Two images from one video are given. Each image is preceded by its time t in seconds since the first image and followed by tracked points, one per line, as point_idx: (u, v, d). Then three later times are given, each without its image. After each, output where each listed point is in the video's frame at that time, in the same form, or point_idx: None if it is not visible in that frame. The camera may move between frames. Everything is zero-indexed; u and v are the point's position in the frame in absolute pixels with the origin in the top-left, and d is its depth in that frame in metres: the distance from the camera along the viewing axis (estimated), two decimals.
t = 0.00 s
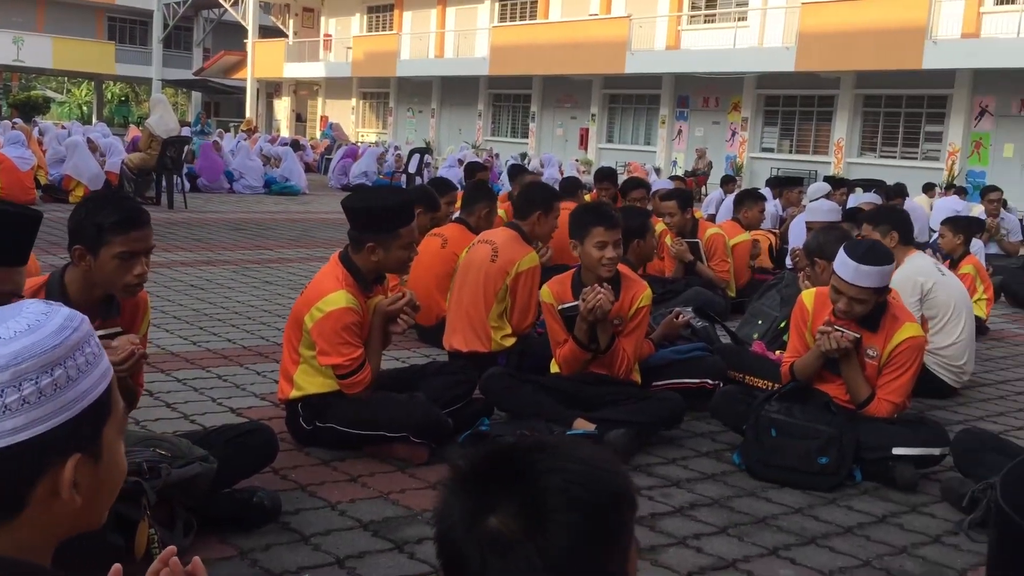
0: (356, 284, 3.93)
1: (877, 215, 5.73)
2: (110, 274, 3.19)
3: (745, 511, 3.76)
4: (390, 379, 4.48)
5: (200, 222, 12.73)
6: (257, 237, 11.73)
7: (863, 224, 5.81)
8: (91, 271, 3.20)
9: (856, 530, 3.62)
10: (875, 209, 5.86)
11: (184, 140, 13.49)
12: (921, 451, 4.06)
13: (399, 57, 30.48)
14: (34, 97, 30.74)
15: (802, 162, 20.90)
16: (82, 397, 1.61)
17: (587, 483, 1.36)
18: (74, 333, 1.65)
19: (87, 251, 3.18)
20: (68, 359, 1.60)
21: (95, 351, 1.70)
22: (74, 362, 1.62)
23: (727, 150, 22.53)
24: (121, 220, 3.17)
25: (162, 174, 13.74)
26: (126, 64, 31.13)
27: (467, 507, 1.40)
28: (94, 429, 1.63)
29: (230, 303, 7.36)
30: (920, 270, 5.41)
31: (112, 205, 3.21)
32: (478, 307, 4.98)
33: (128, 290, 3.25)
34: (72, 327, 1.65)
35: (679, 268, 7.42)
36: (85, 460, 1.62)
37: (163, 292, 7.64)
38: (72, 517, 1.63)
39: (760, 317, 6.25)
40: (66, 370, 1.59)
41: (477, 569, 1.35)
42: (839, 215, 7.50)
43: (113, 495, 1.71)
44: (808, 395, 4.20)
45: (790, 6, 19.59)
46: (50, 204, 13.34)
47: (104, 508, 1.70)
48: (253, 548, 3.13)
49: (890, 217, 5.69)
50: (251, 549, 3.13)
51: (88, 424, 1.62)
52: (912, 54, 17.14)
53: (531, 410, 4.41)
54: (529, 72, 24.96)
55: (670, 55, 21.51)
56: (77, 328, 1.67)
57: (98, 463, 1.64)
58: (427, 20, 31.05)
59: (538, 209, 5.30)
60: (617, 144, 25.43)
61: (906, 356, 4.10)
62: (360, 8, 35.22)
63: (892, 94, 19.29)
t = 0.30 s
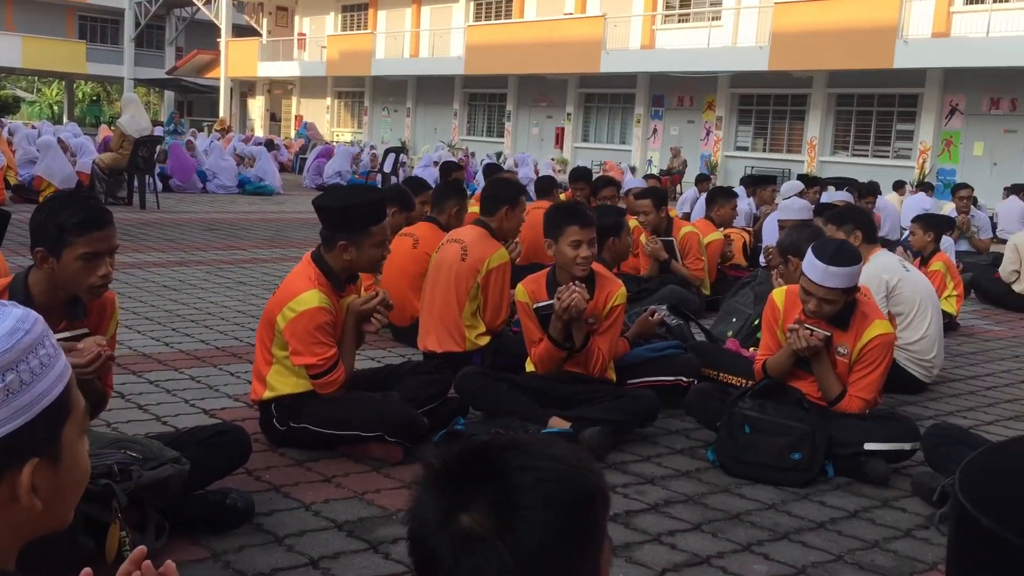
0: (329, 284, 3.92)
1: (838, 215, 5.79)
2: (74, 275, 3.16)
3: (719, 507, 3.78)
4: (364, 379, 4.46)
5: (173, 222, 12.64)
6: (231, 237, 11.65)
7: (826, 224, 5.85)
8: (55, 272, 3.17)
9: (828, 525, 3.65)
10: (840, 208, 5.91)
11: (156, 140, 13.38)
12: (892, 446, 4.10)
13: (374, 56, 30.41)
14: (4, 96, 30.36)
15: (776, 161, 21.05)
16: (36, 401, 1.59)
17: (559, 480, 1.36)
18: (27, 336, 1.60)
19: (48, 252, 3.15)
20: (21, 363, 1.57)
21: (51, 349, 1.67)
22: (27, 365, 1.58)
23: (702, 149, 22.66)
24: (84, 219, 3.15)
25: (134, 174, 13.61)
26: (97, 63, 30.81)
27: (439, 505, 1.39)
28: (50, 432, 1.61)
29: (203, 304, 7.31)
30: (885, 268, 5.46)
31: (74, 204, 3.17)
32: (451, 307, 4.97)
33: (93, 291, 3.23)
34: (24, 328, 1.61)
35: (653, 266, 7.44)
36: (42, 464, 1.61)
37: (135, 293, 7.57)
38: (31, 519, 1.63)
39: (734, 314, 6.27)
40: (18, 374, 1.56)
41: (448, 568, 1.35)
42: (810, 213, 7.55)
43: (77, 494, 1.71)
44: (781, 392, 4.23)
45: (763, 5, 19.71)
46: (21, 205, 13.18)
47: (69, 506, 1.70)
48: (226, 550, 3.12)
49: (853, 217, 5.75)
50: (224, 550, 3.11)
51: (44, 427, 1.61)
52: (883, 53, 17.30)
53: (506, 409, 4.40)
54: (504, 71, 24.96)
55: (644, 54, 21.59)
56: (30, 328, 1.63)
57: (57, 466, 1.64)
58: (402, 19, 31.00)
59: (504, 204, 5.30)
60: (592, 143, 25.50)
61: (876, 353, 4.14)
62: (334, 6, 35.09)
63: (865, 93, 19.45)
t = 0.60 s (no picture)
0: (311, 285, 3.90)
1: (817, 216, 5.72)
2: (55, 276, 3.13)
3: (701, 506, 3.80)
4: (347, 380, 4.46)
5: (154, 222, 12.57)
6: (213, 237, 11.61)
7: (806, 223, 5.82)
8: (35, 273, 3.14)
9: (810, 523, 3.67)
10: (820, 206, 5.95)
11: (137, 139, 13.30)
12: (872, 444, 4.13)
13: (356, 56, 30.34)
14: None
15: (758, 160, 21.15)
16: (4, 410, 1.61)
17: (539, 483, 1.36)
18: None
19: (29, 254, 3.12)
20: None
21: (25, 352, 1.68)
22: None
23: (684, 148, 22.75)
24: (63, 220, 3.12)
25: (114, 174, 13.52)
26: (76, 63, 30.59)
27: (421, 507, 1.39)
28: (17, 440, 1.65)
29: (185, 304, 7.28)
30: (864, 266, 5.52)
31: (54, 205, 3.14)
32: (433, 307, 4.97)
33: (74, 292, 3.20)
34: None
35: (636, 265, 7.47)
36: (9, 474, 1.66)
37: (115, 294, 7.52)
38: None
39: (717, 313, 6.28)
40: None
41: (429, 572, 1.35)
42: (791, 212, 7.56)
43: (53, 496, 1.78)
44: (763, 390, 4.25)
45: (744, 5, 19.79)
46: None
47: (45, 511, 1.78)
48: (209, 553, 3.10)
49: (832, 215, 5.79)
50: (206, 553, 3.10)
51: (12, 435, 1.64)
52: (864, 52, 17.41)
53: (490, 409, 4.40)
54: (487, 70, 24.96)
55: (627, 53, 21.66)
56: None
57: (25, 473, 1.68)
58: (384, 19, 30.94)
59: (481, 202, 5.30)
60: (575, 142, 25.55)
61: (855, 352, 4.16)
62: (316, 5, 34.98)
63: (846, 93, 19.58)
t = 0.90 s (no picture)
0: (296, 284, 3.89)
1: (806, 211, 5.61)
2: (40, 277, 3.11)
3: (687, 504, 3.81)
4: (331, 381, 4.44)
5: (136, 223, 12.52)
6: (196, 238, 11.55)
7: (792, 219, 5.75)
8: (19, 274, 3.11)
9: (795, 520, 3.68)
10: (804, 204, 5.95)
11: (119, 140, 13.24)
12: (856, 441, 4.15)
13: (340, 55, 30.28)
14: None
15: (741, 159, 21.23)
16: None
17: (526, 486, 1.36)
18: None
19: (13, 253, 3.09)
20: None
21: (11, 350, 1.67)
22: None
23: (668, 148, 22.82)
24: (48, 220, 3.09)
25: (97, 175, 13.43)
26: (58, 62, 30.39)
27: (407, 509, 1.38)
28: None
29: (168, 305, 7.24)
30: (851, 263, 5.57)
31: (39, 204, 3.12)
32: (417, 307, 4.96)
33: (58, 293, 3.18)
34: None
35: (621, 263, 7.47)
36: None
37: (98, 295, 7.47)
38: None
39: (701, 312, 6.30)
40: None
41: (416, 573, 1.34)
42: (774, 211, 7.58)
43: (38, 502, 1.77)
44: (746, 389, 4.26)
45: (728, 4, 19.87)
46: None
47: (31, 516, 1.76)
48: (193, 554, 3.09)
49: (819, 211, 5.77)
50: (190, 554, 3.08)
51: None
52: (847, 51, 17.50)
53: (475, 409, 4.39)
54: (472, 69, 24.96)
55: (611, 53, 21.70)
56: None
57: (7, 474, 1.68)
58: (368, 19, 30.88)
59: (462, 200, 5.29)
60: (560, 141, 25.59)
61: (838, 346, 4.18)
62: (299, 5, 34.90)
63: (829, 92, 19.67)
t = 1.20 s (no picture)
0: (272, 285, 3.86)
1: (786, 209, 5.78)
2: (9, 281, 3.08)
3: (665, 502, 3.82)
4: (309, 382, 4.43)
5: (111, 225, 12.41)
6: (172, 240, 11.46)
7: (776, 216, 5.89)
8: None
9: (772, 517, 3.71)
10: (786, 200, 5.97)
11: (93, 141, 13.12)
12: (831, 438, 4.19)
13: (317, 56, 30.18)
14: None
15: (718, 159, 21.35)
16: None
17: (508, 488, 1.35)
18: None
19: None
20: None
21: None
22: None
23: (646, 147, 22.89)
24: (16, 224, 3.05)
25: (71, 177, 13.29)
26: (31, 64, 30.11)
27: (385, 511, 1.37)
28: None
29: (144, 308, 7.18)
30: (832, 263, 5.60)
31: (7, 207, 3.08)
32: (394, 308, 4.95)
33: (28, 296, 3.15)
34: None
35: (599, 262, 7.48)
36: None
37: (72, 299, 7.39)
38: None
39: (679, 311, 6.32)
40: None
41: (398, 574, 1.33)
42: (751, 210, 7.62)
43: (15, 511, 1.77)
44: (723, 387, 4.29)
45: (705, 4, 19.96)
46: None
47: (8, 525, 1.78)
48: (169, 558, 3.07)
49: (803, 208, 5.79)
50: (166, 559, 3.06)
51: None
52: (821, 51, 17.64)
53: (453, 409, 4.38)
54: (451, 69, 24.97)
55: (588, 53, 21.75)
56: None
57: None
58: (345, 19, 30.76)
59: (439, 200, 5.28)
60: (538, 141, 25.64)
61: (810, 340, 4.21)
62: (275, 5, 34.75)
63: (804, 91, 19.80)
